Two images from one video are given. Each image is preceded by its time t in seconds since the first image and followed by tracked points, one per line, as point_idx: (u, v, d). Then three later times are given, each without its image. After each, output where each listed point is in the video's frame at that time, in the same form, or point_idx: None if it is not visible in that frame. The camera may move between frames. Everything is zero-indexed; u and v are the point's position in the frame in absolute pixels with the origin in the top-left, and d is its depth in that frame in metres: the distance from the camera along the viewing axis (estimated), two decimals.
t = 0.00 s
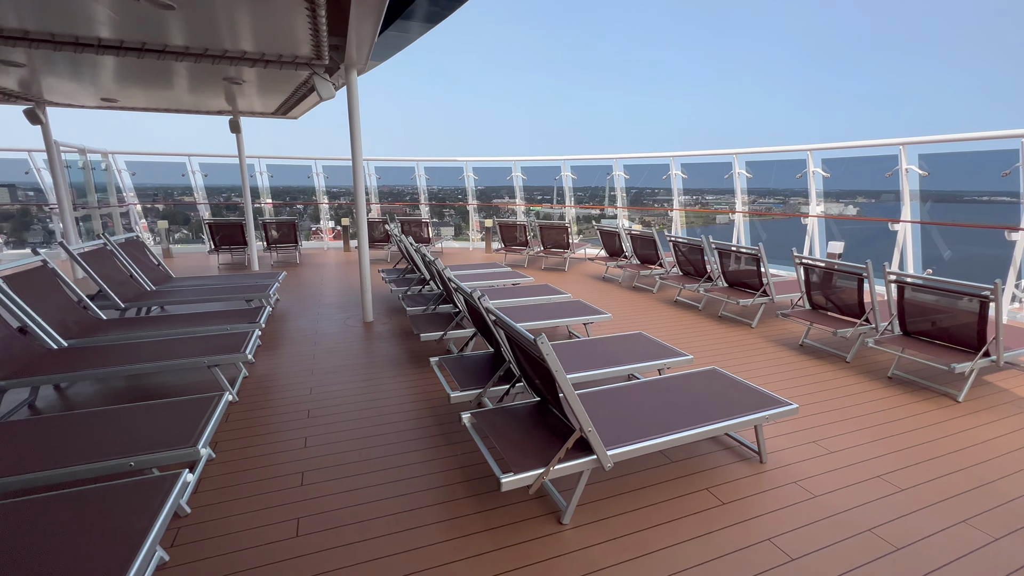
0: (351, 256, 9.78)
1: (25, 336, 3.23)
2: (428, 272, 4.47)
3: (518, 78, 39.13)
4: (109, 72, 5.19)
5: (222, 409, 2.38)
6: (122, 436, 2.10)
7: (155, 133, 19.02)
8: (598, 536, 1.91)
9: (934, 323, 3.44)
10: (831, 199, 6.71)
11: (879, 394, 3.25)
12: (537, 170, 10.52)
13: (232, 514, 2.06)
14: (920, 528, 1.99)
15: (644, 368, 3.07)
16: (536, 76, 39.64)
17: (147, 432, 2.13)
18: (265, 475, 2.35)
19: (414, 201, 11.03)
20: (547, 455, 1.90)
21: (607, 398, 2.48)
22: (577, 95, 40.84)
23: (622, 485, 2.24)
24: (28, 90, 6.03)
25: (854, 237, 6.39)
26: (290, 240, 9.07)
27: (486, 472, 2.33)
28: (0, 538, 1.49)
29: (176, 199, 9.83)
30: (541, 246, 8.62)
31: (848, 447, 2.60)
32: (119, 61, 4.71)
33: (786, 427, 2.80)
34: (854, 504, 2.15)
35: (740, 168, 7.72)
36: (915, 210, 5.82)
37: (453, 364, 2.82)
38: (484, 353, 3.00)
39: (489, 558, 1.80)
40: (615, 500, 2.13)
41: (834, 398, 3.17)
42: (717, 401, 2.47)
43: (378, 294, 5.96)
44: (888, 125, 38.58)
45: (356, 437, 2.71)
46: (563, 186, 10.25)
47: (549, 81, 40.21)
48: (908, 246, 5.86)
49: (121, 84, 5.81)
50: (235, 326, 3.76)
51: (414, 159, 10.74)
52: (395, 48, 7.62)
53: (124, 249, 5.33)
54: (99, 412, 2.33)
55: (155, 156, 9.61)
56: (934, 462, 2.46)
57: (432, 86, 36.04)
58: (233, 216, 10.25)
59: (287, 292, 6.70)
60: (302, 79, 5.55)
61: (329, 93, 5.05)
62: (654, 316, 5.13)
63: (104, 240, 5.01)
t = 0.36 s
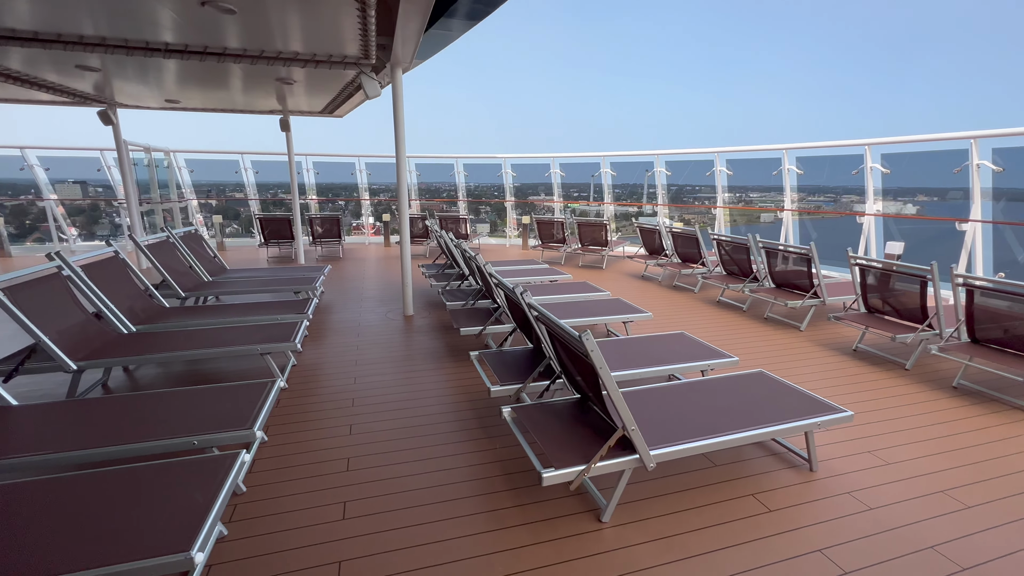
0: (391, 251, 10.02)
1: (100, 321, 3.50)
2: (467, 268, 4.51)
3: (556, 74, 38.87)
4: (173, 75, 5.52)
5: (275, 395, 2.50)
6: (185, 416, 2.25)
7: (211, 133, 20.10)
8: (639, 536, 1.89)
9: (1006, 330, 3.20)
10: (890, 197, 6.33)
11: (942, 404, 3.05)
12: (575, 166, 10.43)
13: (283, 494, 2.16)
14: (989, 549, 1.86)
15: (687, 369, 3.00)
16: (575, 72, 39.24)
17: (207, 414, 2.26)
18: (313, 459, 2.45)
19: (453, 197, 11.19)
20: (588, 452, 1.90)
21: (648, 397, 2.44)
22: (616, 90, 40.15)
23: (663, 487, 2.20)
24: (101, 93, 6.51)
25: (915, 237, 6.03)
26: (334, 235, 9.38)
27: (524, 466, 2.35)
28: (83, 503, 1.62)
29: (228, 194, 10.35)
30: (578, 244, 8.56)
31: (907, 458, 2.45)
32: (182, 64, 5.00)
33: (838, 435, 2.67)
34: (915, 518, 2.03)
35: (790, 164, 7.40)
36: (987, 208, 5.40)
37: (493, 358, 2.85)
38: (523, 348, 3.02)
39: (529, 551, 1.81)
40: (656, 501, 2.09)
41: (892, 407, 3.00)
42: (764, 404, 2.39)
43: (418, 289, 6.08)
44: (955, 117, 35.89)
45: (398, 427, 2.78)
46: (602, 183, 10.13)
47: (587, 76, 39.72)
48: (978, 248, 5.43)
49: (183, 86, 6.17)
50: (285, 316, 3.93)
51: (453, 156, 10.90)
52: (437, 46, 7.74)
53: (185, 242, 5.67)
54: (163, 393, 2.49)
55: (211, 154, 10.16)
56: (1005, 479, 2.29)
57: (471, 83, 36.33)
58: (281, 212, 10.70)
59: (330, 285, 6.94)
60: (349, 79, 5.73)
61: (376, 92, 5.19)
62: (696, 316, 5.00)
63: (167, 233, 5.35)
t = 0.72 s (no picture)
0: (429, 248, 10.19)
1: (164, 311, 3.74)
2: (506, 265, 4.54)
3: (595, 70, 38.40)
4: (229, 77, 5.81)
5: (323, 384, 2.60)
6: (241, 401, 2.37)
7: (261, 132, 20.99)
8: (680, 540, 1.86)
9: None
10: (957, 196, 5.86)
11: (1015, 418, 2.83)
12: (614, 164, 10.29)
13: (329, 481, 2.25)
14: None
15: (731, 372, 2.92)
16: (614, 68, 38.65)
17: (260, 401, 2.37)
18: (357, 447, 2.54)
19: (490, 195, 11.27)
20: (629, 453, 1.88)
21: (691, 399, 2.39)
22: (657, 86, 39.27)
23: (706, 492, 2.15)
24: (165, 97, 6.93)
25: (984, 239, 5.61)
26: (374, 232, 9.64)
27: (563, 464, 2.35)
28: (152, 478, 1.74)
29: (276, 192, 10.78)
30: (616, 242, 8.44)
31: (974, 475, 2.30)
32: (238, 68, 5.25)
33: (896, 447, 2.52)
34: (982, 539, 1.90)
35: (844, 160, 7.04)
36: None
37: (533, 355, 2.86)
38: (563, 346, 3.02)
39: (568, 549, 1.81)
40: (697, 506, 2.05)
41: (957, 419, 2.81)
42: (816, 411, 2.29)
43: (456, 285, 6.17)
44: None
45: (438, 420, 2.84)
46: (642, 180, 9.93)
47: (627, 72, 39.03)
48: None
49: (238, 88, 6.49)
50: (330, 309, 4.08)
51: (491, 154, 10.97)
52: (478, 45, 7.81)
53: (238, 237, 5.97)
54: (220, 380, 2.63)
55: (262, 153, 10.63)
56: None
57: (508, 81, 36.39)
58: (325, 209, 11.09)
59: (371, 281, 7.12)
60: (393, 79, 5.86)
61: (419, 91, 5.28)
62: (740, 318, 4.84)
63: (223, 229, 5.65)
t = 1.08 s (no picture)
0: (465, 246, 10.31)
1: (219, 303, 3.95)
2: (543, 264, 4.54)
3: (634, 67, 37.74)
4: (280, 81, 6.08)
5: (366, 377, 2.69)
6: (290, 391, 2.48)
7: (307, 134, 21.81)
8: (722, 548, 1.81)
9: None
10: None
11: None
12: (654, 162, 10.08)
13: (371, 471, 2.32)
14: None
15: (779, 378, 2.81)
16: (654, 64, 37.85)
17: (308, 391, 2.48)
18: (398, 439, 2.61)
19: (526, 194, 11.28)
20: (671, 456, 1.84)
21: (737, 404, 2.32)
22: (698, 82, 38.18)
23: (750, 500, 2.08)
24: (221, 101, 7.32)
25: None
26: (413, 231, 9.83)
27: (601, 464, 2.33)
28: (211, 460, 1.85)
29: (319, 191, 11.18)
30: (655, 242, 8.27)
31: None
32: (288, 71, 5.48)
33: (960, 463, 2.36)
34: None
35: (904, 158, 6.62)
36: None
37: (571, 354, 2.85)
38: (602, 346, 2.99)
39: (605, 550, 1.80)
40: (741, 514, 1.99)
41: None
42: (872, 421, 2.18)
43: (493, 284, 6.21)
44: None
45: (475, 416, 2.87)
46: (682, 178, 9.68)
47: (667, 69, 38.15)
48: None
49: (288, 92, 6.78)
50: (373, 305, 4.20)
51: (528, 154, 10.99)
52: (518, 44, 7.84)
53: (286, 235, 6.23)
54: (271, 370, 2.76)
55: (308, 153, 11.06)
56: None
57: (546, 80, 36.29)
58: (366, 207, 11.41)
59: (410, 278, 7.27)
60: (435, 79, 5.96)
61: (460, 91, 5.36)
62: (787, 322, 4.64)
63: (272, 226, 5.92)
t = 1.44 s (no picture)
0: (497, 246, 10.39)
1: (265, 299, 4.12)
2: (577, 265, 4.52)
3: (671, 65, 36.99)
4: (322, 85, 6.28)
5: (404, 373, 2.75)
6: (332, 385, 2.57)
7: (345, 136, 22.42)
8: (762, 559, 1.76)
9: None
10: None
11: None
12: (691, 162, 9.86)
13: (408, 465, 2.38)
14: None
15: (824, 385, 2.70)
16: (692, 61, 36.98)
17: (349, 386, 2.56)
18: (433, 435, 2.66)
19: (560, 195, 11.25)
20: (710, 463, 1.80)
21: (780, 411, 2.25)
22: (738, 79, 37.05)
23: (792, 511, 2.01)
24: (267, 105, 7.63)
25: None
26: (446, 230, 9.98)
27: (635, 468, 2.31)
28: (258, 448, 1.94)
29: (357, 192, 11.48)
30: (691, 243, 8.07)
31: None
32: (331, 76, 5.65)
33: None
34: None
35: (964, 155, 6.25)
36: None
37: (606, 356, 2.83)
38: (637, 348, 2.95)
39: (639, 554, 1.78)
40: (782, 525, 1.93)
41: None
42: (927, 433, 2.06)
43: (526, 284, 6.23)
44: None
45: (508, 414, 2.90)
46: (721, 178, 9.43)
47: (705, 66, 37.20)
48: None
49: (331, 95, 7.00)
50: (409, 303, 4.28)
51: (562, 154, 10.96)
52: (553, 45, 7.84)
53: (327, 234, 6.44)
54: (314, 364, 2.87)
55: (347, 155, 11.39)
56: None
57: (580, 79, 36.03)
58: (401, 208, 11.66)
59: (443, 277, 7.38)
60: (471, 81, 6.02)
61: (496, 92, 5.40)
62: (832, 328, 4.45)
63: (313, 225, 6.13)
